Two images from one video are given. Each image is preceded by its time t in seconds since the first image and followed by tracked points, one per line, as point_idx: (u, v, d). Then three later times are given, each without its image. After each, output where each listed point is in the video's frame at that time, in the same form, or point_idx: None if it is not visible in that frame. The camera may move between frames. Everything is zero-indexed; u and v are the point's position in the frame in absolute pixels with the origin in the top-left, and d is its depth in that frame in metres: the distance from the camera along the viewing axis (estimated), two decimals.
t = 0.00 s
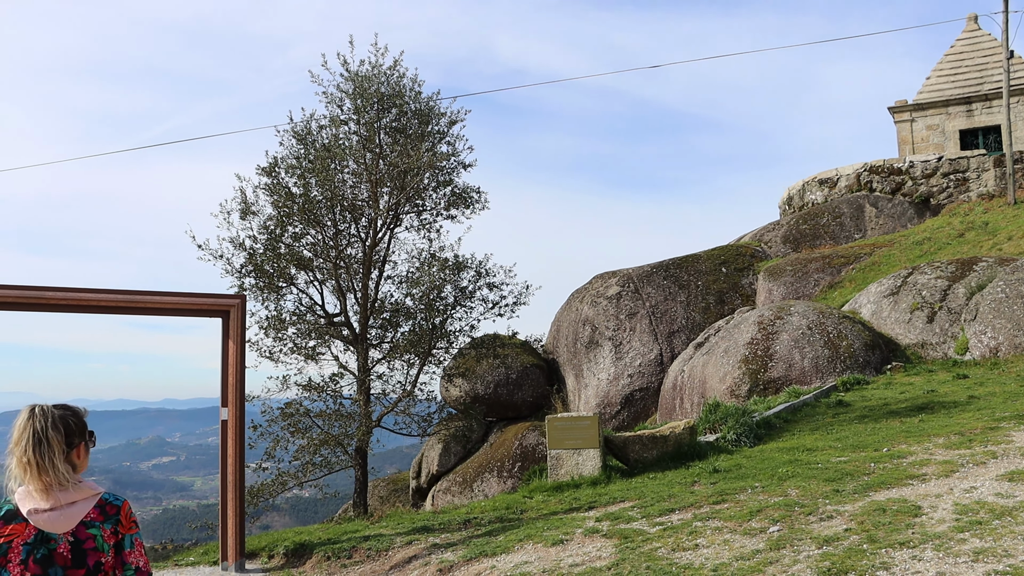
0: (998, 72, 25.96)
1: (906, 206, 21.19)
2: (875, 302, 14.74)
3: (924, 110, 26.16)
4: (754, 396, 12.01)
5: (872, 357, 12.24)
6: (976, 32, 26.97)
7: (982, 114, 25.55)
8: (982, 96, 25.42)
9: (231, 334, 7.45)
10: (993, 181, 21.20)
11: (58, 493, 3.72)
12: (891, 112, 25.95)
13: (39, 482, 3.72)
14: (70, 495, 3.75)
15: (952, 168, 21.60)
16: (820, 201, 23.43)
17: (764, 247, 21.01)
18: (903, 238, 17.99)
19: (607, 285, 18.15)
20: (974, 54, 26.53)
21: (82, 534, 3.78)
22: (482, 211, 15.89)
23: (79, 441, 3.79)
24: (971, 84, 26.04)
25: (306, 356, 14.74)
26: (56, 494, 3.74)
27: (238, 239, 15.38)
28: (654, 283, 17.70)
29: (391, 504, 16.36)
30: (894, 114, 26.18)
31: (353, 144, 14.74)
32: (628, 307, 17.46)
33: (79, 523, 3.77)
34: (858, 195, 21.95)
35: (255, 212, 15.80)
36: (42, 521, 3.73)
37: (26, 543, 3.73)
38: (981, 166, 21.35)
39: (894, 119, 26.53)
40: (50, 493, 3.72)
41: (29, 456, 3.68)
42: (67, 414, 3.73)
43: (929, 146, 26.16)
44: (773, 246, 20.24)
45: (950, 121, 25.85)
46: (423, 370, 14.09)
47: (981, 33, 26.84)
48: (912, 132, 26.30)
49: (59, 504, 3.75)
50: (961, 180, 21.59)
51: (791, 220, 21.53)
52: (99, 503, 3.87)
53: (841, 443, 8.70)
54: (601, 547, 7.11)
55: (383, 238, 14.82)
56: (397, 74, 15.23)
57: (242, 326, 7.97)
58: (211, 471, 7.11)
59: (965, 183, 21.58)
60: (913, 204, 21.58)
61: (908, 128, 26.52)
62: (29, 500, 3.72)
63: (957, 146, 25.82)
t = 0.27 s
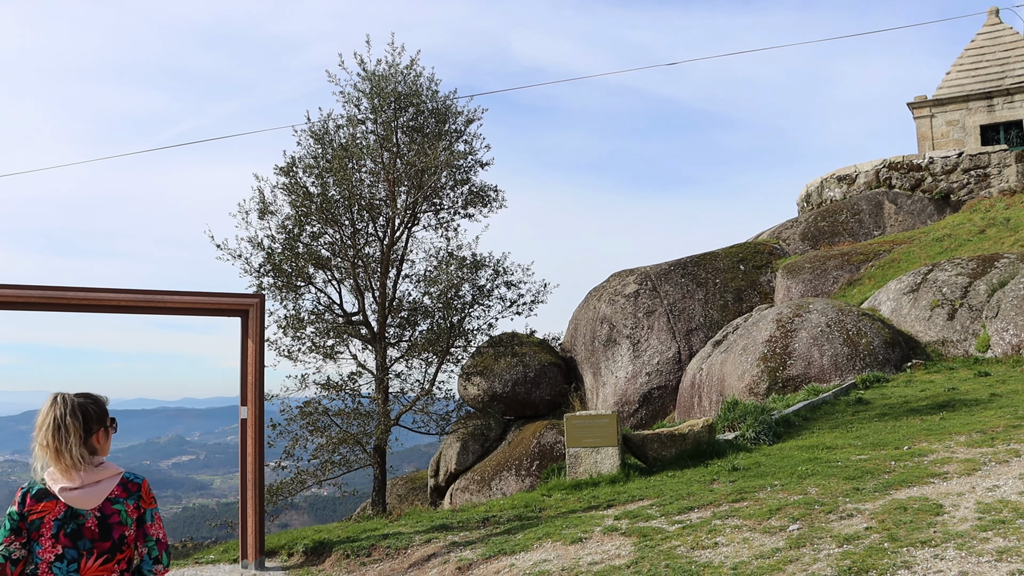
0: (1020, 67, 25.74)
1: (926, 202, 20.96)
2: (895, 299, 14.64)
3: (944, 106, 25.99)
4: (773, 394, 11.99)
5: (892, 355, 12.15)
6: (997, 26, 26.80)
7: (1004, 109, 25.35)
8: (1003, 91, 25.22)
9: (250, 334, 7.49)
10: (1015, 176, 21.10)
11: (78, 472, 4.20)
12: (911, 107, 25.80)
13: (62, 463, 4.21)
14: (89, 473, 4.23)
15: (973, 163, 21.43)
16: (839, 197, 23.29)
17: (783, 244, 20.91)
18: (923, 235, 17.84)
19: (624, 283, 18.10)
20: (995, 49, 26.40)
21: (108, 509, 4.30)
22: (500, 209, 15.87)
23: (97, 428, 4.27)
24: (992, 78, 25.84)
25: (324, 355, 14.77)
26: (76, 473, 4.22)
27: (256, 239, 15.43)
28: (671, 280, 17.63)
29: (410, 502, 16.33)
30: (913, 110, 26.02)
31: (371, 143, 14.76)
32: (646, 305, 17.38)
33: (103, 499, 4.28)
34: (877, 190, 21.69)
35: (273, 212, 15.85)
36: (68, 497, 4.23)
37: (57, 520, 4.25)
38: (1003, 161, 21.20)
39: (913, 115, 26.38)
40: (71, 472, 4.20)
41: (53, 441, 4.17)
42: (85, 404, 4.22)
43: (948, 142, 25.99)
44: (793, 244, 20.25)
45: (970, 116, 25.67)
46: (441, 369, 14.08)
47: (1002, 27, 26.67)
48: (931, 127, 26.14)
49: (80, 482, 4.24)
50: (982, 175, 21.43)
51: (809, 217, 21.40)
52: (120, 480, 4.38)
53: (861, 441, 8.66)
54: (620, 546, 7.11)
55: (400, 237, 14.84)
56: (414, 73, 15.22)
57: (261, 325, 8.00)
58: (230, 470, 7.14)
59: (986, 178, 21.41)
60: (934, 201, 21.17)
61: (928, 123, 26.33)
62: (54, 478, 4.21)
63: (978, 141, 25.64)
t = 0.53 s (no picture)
0: None
1: (951, 198, 20.82)
2: (919, 296, 14.52)
3: (968, 101, 25.76)
4: (795, 392, 11.94)
5: (916, 352, 12.05)
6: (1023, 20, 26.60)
7: None
8: None
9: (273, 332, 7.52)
10: None
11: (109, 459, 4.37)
12: (934, 103, 25.60)
13: (93, 450, 4.36)
14: (119, 460, 4.41)
15: (998, 160, 21.33)
16: (861, 194, 22.89)
17: (805, 241, 20.68)
18: (947, 232, 17.65)
19: (645, 281, 18.06)
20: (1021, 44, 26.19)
21: (137, 493, 4.54)
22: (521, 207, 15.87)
23: (127, 417, 4.44)
24: (1017, 73, 25.60)
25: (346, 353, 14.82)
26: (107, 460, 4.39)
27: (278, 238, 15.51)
28: (693, 278, 17.56)
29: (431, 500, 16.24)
30: (937, 105, 25.80)
31: (392, 142, 14.80)
32: (667, 302, 17.35)
33: (133, 484, 4.48)
34: (900, 187, 21.58)
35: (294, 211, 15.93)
36: (100, 483, 4.39)
37: (91, 503, 4.42)
38: None
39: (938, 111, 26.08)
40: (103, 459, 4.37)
41: (84, 430, 4.33)
42: (116, 395, 4.37)
43: (973, 138, 25.74)
44: (815, 241, 20.08)
45: (996, 112, 25.42)
46: (463, 367, 14.09)
47: None
48: (955, 123, 25.85)
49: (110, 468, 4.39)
50: (1007, 171, 21.26)
51: (831, 215, 21.29)
52: (143, 467, 4.62)
53: (885, 439, 8.59)
54: (643, 544, 7.10)
55: (422, 235, 14.87)
56: (435, 72, 15.21)
57: (284, 323, 8.03)
58: (253, 466, 7.19)
59: (1011, 174, 21.23)
60: (957, 197, 21.03)
61: (952, 119, 26.05)
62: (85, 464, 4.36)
63: (1003, 137, 25.37)
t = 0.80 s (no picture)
0: None
1: (975, 194, 20.45)
2: (943, 293, 14.39)
3: (994, 95, 25.54)
4: (818, 389, 11.85)
5: (940, 350, 12.00)
6: None
7: None
8: None
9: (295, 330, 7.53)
10: None
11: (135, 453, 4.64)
12: (959, 97, 25.41)
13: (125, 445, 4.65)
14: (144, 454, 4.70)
15: None
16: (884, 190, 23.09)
17: (826, 238, 20.36)
18: (971, 228, 17.44)
19: (667, 278, 17.98)
20: None
21: (161, 485, 4.81)
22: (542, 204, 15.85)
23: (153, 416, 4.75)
24: None
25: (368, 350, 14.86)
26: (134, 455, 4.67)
27: (300, 235, 15.59)
28: (714, 275, 17.46)
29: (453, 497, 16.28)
30: (962, 100, 25.62)
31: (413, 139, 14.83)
32: (688, 299, 17.27)
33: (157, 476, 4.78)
34: (923, 183, 21.12)
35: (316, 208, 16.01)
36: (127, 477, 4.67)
37: (120, 494, 4.70)
38: None
39: (963, 105, 25.98)
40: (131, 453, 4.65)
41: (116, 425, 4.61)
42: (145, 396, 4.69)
43: (999, 132, 25.54)
44: (836, 238, 19.68)
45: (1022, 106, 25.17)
46: (484, 364, 14.10)
47: None
48: (980, 118, 25.76)
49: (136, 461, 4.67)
50: None
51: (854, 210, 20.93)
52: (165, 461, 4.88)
53: (909, 437, 8.54)
54: (665, 541, 7.09)
55: (443, 232, 14.90)
56: (455, 69, 15.23)
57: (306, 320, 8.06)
58: (276, 462, 7.25)
59: None
60: (983, 192, 20.88)
61: (977, 113, 25.92)
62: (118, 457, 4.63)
63: None
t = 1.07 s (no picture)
0: None
1: (994, 190, 20.19)
2: (962, 290, 14.29)
3: (1015, 91, 25.37)
4: (836, 386, 11.87)
5: (960, 346, 11.89)
6: None
7: None
8: None
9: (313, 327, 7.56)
10: None
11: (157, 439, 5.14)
12: (979, 93, 25.27)
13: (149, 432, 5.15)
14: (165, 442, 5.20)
15: None
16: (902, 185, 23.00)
17: (845, 235, 20.31)
18: (992, 224, 17.24)
19: (684, 275, 17.91)
20: None
21: (177, 472, 5.24)
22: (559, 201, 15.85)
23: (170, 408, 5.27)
24: None
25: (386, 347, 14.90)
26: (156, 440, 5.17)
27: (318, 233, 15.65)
28: (732, 272, 17.38)
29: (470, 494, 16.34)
30: (982, 95, 25.48)
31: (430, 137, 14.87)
32: (706, 296, 17.19)
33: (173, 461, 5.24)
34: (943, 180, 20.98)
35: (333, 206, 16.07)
36: (144, 460, 5.14)
37: (137, 480, 5.15)
38: None
39: (983, 100, 25.88)
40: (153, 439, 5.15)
41: (146, 412, 5.14)
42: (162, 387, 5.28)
43: (1020, 128, 25.39)
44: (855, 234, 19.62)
45: None
46: (501, 361, 14.10)
47: None
48: (1001, 113, 25.63)
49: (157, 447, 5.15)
50: None
51: (873, 206, 20.77)
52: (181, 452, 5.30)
53: (929, 435, 8.50)
54: (683, 538, 7.08)
55: (460, 229, 14.92)
56: (472, 66, 15.24)
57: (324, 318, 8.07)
58: (296, 459, 7.29)
59: None
60: (1002, 188, 20.44)
61: (997, 109, 25.79)
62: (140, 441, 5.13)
63: None
